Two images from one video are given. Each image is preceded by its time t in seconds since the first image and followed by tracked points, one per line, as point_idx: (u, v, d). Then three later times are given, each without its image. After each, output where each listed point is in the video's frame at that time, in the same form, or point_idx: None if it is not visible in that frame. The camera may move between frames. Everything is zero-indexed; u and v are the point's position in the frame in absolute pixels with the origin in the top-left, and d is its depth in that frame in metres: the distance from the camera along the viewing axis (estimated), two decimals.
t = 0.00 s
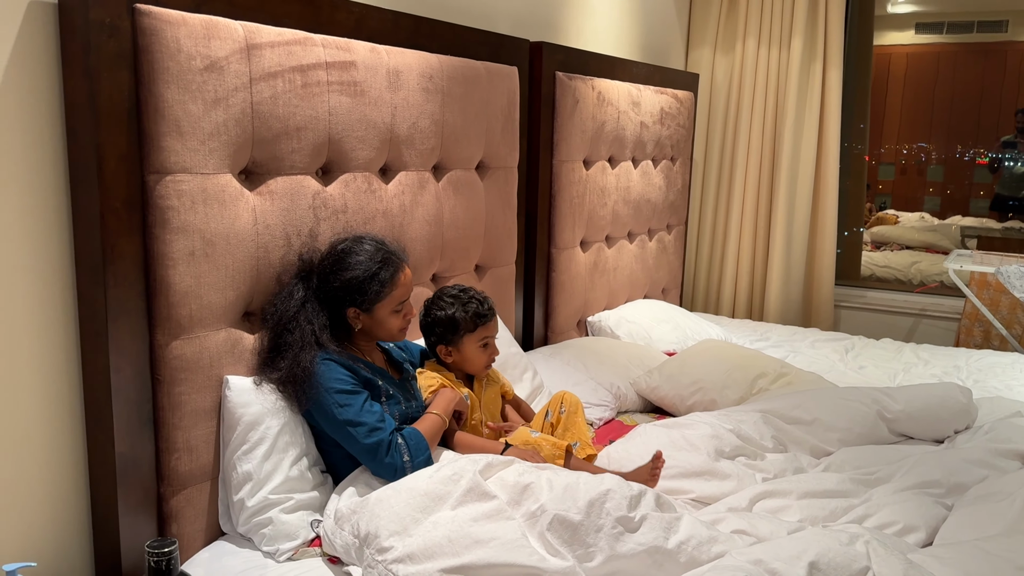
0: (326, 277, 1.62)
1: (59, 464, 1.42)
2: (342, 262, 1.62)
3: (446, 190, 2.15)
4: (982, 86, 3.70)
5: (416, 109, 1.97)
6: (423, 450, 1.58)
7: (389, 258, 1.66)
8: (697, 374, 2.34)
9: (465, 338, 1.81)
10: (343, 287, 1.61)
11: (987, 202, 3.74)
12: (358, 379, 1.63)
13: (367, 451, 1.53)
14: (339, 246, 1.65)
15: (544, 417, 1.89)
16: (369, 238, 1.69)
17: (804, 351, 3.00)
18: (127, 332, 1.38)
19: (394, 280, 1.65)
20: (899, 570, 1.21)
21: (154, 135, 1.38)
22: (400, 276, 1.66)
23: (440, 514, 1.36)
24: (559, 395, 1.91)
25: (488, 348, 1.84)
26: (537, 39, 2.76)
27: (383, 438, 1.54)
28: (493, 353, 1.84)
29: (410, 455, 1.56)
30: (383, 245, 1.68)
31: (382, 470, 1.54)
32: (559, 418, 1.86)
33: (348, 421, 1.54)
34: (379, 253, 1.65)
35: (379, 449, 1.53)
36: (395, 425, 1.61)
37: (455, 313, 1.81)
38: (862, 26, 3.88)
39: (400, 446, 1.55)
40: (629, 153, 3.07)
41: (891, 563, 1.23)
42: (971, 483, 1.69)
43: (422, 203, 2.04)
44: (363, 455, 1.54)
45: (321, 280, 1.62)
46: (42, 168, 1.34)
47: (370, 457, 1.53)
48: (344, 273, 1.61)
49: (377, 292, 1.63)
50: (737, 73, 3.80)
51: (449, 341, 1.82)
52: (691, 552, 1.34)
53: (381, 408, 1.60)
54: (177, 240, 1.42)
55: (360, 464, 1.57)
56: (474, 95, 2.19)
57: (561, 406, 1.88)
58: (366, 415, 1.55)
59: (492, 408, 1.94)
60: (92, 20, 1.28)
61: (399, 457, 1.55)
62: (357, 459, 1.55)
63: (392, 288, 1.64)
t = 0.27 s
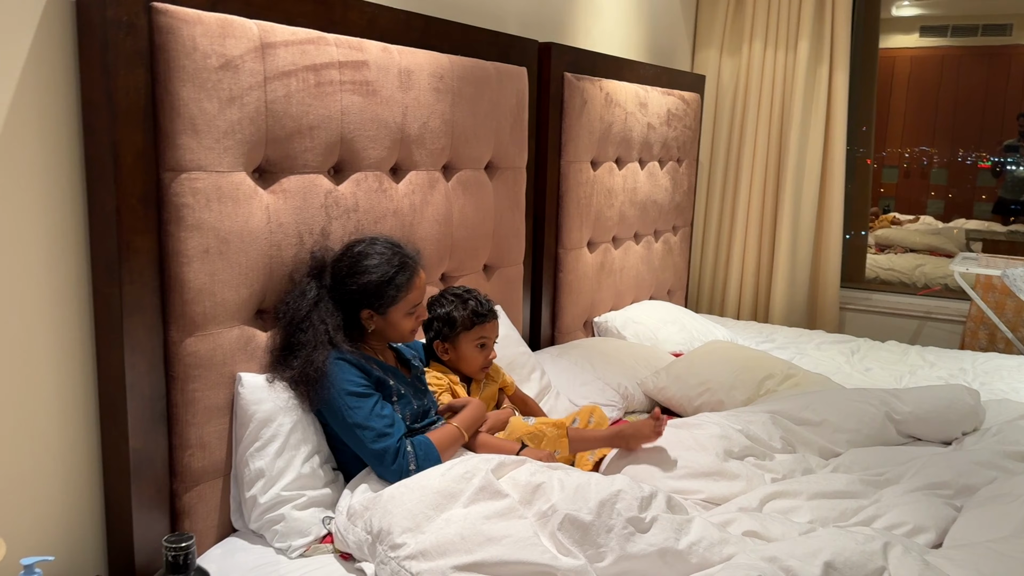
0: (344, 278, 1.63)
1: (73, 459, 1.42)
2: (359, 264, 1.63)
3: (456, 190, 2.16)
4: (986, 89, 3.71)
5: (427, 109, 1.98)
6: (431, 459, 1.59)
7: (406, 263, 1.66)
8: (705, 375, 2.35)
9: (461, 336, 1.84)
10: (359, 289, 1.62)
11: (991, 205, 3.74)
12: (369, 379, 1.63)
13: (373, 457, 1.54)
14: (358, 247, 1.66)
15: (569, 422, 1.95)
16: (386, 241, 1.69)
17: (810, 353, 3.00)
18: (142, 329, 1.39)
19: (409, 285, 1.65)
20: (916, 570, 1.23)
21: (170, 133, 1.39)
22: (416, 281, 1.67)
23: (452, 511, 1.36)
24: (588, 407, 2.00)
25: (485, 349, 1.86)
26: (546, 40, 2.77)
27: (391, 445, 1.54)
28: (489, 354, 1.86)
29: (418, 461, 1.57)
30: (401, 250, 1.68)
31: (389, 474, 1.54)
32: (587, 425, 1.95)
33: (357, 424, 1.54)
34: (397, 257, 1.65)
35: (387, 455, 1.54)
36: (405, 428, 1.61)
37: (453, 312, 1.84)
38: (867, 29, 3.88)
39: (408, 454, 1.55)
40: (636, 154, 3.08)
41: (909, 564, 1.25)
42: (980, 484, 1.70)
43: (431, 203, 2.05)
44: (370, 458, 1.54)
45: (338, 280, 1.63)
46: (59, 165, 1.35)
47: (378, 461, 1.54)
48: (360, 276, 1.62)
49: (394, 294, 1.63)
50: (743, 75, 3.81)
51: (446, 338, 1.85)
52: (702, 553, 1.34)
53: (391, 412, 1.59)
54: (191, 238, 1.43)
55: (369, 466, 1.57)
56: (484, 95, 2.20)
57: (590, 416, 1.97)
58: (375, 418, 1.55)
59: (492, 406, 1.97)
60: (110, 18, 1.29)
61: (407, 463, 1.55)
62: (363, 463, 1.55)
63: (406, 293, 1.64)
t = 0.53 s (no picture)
0: (364, 283, 1.63)
1: (85, 459, 1.42)
2: (377, 271, 1.63)
3: (466, 191, 2.15)
4: (997, 91, 3.68)
5: (438, 110, 1.98)
6: (452, 457, 1.60)
7: (426, 271, 1.67)
8: (715, 377, 2.34)
9: (468, 340, 1.84)
10: (378, 294, 1.62)
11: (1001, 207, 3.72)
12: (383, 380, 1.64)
13: (397, 450, 1.54)
14: (378, 251, 1.66)
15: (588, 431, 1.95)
16: (406, 246, 1.69)
17: (820, 356, 2.99)
18: (155, 329, 1.39)
19: (429, 292, 1.65)
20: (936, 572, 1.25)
21: (183, 133, 1.39)
22: (434, 288, 1.67)
23: (464, 515, 1.36)
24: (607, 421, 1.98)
25: (493, 352, 1.86)
26: (556, 41, 2.76)
27: (415, 438, 1.55)
28: (497, 358, 1.86)
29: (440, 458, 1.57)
30: (421, 257, 1.68)
31: (412, 470, 1.54)
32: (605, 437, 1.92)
33: (379, 422, 1.55)
34: (419, 265, 1.65)
35: (411, 448, 1.54)
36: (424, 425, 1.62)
37: (460, 315, 1.83)
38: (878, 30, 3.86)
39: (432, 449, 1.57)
40: (645, 156, 3.07)
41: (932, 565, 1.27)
42: (995, 489, 1.68)
43: (442, 204, 2.04)
44: (391, 457, 1.54)
45: (357, 285, 1.63)
46: (73, 164, 1.35)
47: (400, 458, 1.54)
48: (379, 283, 1.62)
49: (413, 301, 1.63)
50: (753, 76, 3.80)
51: (453, 341, 1.85)
52: (714, 560, 1.31)
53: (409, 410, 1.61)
54: (205, 238, 1.43)
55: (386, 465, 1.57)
56: (495, 95, 2.19)
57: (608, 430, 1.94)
58: (395, 415, 1.56)
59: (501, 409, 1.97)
60: (124, 18, 1.29)
61: (431, 458, 1.55)
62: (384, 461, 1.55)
63: (425, 299, 1.65)
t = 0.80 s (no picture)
0: (364, 288, 1.61)
1: (81, 462, 1.41)
2: (377, 278, 1.61)
3: (467, 193, 2.14)
4: (1000, 93, 3.66)
5: (438, 111, 1.97)
6: (459, 452, 1.62)
7: (427, 280, 1.64)
8: (716, 380, 2.33)
9: (468, 340, 1.83)
10: (378, 301, 1.60)
11: (1004, 208, 3.70)
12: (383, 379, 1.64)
13: (406, 443, 1.56)
14: (379, 257, 1.64)
15: (585, 437, 1.90)
16: (408, 252, 1.67)
17: (822, 359, 2.98)
18: (152, 332, 1.38)
19: (429, 302, 1.64)
20: None
21: (180, 134, 1.38)
22: (434, 296, 1.65)
23: (461, 522, 1.35)
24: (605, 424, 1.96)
25: (493, 355, 1.84)
26: (558, 42, 2.75)
27: (424, 430, 1.57)
28: (497, 360, 1.85)
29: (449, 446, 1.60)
30: (423, 264, 1.66)
31: (425, 459, 1.57)
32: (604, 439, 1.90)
33: (390, 414, 1.56)
34: (420, 273, 1.63)
35: (420, 439, 1.57)
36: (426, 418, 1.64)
37: (462, 315, 1.83)
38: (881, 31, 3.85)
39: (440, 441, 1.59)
40: (647, 157, 3.06)
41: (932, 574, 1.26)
42: (997, 495, 1.67)
43: (442, 205, 2.03)
44: (405, 447, 1.56)
45: (357, 290, 1.61)
46: (69, 166, 1.34)
47: (409, 448, 1.56)
48: (379, 291, 1.60)
49: (413, 309, 1.61)
50: (756, 78, 3.78)
51: (454, 341, 1.84)
52: (709, 571, 1.27)
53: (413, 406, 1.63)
54: (202, 240, 1.42)
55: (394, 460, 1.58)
56: (496, 96, 2.18)
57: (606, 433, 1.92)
58: (404, 408, 1.58)
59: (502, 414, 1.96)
60: (121, 18, 1.28)
61: (441, 445, 1.59)
62: (395, 454, 1.56)
63: (425, 307, 1.63)
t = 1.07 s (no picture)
0: (361, 287, 1.60)
1: (71, 465, 1.40)
2: (374, 278, 1.59)
3: (463, 193, 2.13)
4: (999, 93, 3.65)
5: (434, 111, 1.95)
6: (452, 459, 1.60)
7: (425, 281, 1.63)
8: (713, 382, 2.32)
9: (456, 341, 1.83)
10: (374, 301, 1.58)
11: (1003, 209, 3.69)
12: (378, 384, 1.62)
13: (397, 449, 1.54)
14: (377, 256, 1.62)
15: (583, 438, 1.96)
16: (406, 252, 1.65)
17: (820, 360, 2.96)
18: (142, 334, 1.37)
19: (426, 303, 1.62)
20: None
21: (171, 134, 1.36)
22: (432, 298, 1.63)
23: (455, 526, 1.34)
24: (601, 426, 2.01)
25: (480, 356, 1.83)
26: (555, 41, 2.74)
27: (415, 436, 1.55)
28: (485, 362, 1.83)
29: (440, 454, 1.58)
30: (421, 264, 1.64)
31: (415, 466, 1.55)
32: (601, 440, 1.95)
33: (381, 420, 1.54)
34: (417, 274, 1.62)
35: (411, 446, 1.55)
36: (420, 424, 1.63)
37: (449, 315, 1.83)
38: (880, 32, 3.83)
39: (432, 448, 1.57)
40: (645, 157, 3.04)
41: None
42: (996, 498, 1.66)
43: (438, 206, 2.02)
44: (395, 454, 1.54)
45: (354, 289, 1.60)
46: (58, 166, 1.33)
47: (400, 455, 1.54)
48: (376, 291, 1.58)
49: (409, 309, 1.60)
50: (754, 78, 3.77)
51: (443, 341, 1.85)
52: None
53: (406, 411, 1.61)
54: (193, 241, 1.40)
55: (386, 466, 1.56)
56: (492, 96, 2.17)
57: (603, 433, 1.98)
58: (396, 414, 1.56)
59: (500, 419, 1.94)
60: (111, 16, 1.26)
61: (432, 453, 1.57)
62: (385, 460, 1.55)
63: (422, 308, 1.62)
